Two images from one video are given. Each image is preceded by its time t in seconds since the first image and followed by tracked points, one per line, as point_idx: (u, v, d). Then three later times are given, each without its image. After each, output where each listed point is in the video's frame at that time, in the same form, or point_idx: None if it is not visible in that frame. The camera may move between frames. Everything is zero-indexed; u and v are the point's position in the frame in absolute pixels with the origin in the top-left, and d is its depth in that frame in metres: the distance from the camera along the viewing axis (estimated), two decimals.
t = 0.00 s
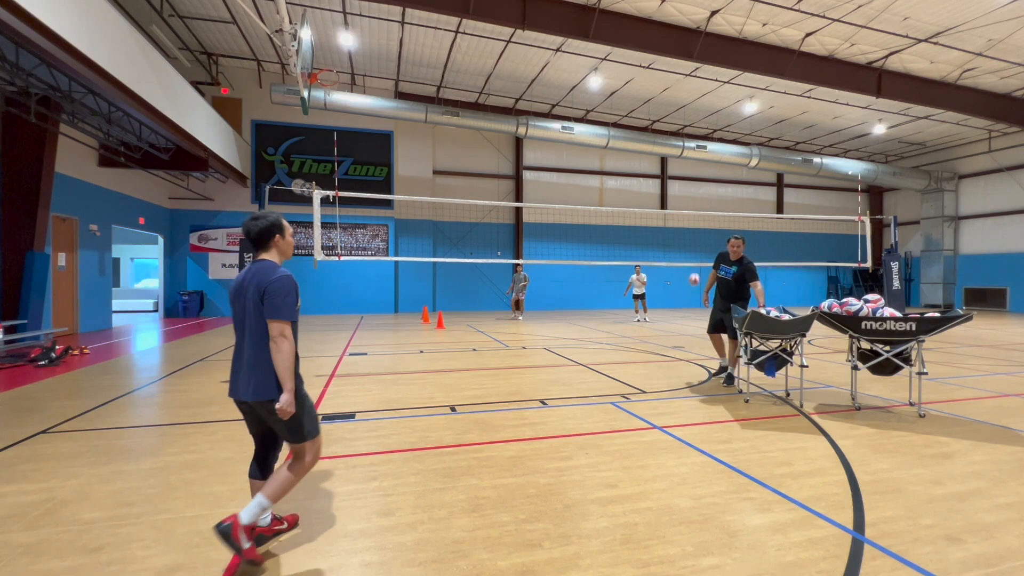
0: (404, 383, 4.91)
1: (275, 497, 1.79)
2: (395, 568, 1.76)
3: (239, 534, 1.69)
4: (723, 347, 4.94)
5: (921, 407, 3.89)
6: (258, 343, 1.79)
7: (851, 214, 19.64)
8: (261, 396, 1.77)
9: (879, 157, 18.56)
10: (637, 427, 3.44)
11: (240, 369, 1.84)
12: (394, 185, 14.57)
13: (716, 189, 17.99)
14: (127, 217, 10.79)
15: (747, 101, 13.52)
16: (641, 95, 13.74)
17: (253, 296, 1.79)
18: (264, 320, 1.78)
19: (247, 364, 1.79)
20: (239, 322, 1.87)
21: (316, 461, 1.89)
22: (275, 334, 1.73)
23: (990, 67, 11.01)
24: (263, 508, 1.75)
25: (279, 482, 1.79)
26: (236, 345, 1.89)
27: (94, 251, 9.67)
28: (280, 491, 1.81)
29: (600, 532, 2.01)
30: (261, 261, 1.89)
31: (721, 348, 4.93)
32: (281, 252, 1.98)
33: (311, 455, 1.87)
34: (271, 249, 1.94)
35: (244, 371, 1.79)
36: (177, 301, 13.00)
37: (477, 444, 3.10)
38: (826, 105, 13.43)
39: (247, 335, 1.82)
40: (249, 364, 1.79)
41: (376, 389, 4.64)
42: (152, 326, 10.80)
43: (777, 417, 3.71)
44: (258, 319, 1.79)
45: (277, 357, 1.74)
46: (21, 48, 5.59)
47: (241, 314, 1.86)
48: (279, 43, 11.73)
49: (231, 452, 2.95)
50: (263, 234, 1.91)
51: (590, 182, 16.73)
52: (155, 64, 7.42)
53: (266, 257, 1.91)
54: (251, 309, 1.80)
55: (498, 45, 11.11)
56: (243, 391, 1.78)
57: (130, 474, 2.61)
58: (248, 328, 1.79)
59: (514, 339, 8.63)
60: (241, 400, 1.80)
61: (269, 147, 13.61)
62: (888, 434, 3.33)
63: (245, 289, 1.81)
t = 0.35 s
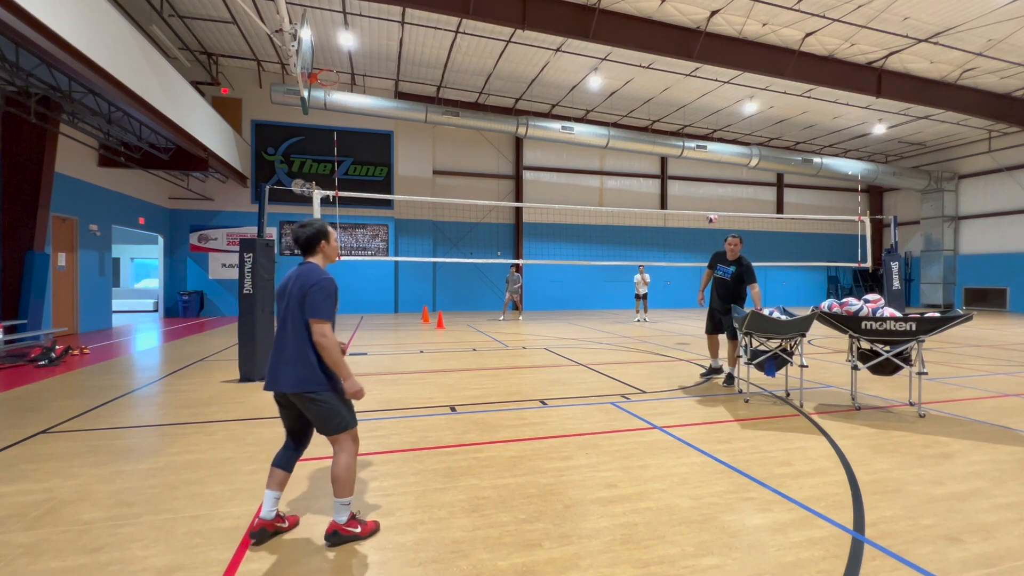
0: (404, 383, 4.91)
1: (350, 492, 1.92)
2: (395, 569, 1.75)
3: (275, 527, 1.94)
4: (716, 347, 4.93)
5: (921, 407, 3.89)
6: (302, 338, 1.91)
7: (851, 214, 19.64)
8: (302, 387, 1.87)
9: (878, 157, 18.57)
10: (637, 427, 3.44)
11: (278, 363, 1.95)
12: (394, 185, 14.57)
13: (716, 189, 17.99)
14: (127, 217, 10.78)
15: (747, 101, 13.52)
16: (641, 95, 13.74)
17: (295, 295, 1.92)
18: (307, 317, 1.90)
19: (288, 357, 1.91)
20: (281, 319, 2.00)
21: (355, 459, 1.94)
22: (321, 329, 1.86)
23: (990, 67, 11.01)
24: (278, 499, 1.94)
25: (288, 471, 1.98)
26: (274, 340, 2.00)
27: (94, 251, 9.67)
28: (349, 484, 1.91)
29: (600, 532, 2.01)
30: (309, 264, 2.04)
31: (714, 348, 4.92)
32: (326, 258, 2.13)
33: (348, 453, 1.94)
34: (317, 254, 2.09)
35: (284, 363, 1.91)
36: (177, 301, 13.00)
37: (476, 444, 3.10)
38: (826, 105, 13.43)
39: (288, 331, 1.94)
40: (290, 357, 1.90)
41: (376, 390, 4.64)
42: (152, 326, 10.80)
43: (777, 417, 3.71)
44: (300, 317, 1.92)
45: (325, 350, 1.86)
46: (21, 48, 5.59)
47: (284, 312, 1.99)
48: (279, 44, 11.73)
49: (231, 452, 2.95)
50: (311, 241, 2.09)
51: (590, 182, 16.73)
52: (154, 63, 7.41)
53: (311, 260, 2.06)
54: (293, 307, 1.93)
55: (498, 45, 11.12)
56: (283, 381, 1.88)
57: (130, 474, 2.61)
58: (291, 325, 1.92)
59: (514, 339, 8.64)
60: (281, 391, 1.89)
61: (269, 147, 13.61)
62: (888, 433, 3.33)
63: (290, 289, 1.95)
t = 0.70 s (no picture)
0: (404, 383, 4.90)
1: (359, 493, 1.93)
2: (395, 569, 1.75)
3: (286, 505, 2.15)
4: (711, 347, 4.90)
5: (921, 407, 3.89)
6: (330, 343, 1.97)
7: (851, 214, 19.64)
8: (322, 387, 1.94)
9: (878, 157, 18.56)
10: (637, 427, 3.44)
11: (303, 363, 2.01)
12: (394, 185, 14.57)
13: (716, 189, 17.99)
14: (127, 217, 10.78)
15: (747, 101, 13.53)
16: (641, 95, 13.74)
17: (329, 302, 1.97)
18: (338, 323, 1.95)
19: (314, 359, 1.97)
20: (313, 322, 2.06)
21: (370, 461, 1.97)
22: (350, 337, 1.90)
23: (990, 67, 11.00)
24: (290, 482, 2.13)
25: (302, 460, 2.14)
26: (302, 337, 2.08)
27: (94, 251, 9.67)
28: (359, 485, 1.94)
29: (600, 532, 2.01)
30: (347, 275, 2.08)
31: (709, 349, 4.89)
32: (365, 270, 2.16)
33: (365, 454, 1.98)
34: (357, 266, 2.13)
35: (309, 364, 1.97)
36: (177, 301, 13.01)
37: (476, 444, 3.10)
38: (826, 105, 13.43)
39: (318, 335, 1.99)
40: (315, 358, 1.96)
41: (376, 390, 4.64)
42: (152, 326, 10.81)
43: (777, 417, 3.71)
44: (333, 323, 1.97)
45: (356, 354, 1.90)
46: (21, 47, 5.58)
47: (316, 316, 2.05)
48: (279, 43, 11.73)
49: (231, 452, 2.95)
50: (351, 254, 2.13)
51: (590, 182, 16.73)
52: (154, 63, 7.41)
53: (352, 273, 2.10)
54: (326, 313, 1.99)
55: (498, 45, 11.11)
56: (303, 379, 1.95)
57: (130, 474, 2.61)
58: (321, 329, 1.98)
59: (514, 339, 8.64)
60: (302, 390, 1.96)
61: (269, 147, 13.61)
62: (888, 433, 3.33)
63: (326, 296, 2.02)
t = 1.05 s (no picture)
0: (403, 383, 4.90)
1: (373, 486, 1.96)
2: (395, 569, 1.75)
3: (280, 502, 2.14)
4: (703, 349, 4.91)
5: (921, 407, 3.88)
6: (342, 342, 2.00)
7: (851, 214, 19.64)
8: (333, 386, 1.97)
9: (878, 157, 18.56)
10: (637, 427, 3.44)
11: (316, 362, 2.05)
12: (394, 185, 14.57)
13: (716, 189, 17.99)
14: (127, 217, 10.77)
15: (747, 101, 13.53)
16: (641, 95, 13.74)
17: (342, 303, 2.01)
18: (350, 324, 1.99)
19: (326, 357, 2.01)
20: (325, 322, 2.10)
21: (383, 454, 2.00)
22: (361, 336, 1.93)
23: (990, 67, 11.00)
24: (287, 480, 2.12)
25: (303, 458, 2.14)
26: (314, 336, 2.12)
27: (94, 251, 9.67)
28: (373, 478, 1.98)
29: (600, 532, 2.01)
30: (358, 277, 2.11)
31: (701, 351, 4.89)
32: (376, 272, 2.19)
33: (378, 448, 2.01)
34: (369, 269, 2.15)
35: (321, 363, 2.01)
36: (177, 301, 13.00)
37: (476, 444, 3.10)
38: (826, 105, 13.43)
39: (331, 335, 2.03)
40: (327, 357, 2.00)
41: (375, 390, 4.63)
42: (152, 326, 10.81)
43: (778, 417, 3.71)
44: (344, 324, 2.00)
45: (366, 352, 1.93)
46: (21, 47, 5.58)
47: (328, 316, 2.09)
48: (279, 44, 11.73)
49: (231, 452, 2.95)
50: (362, 257, 2.14)
51: (590, 182, 16.73)
52: (154, 63, 7.40)
53: (362, 274, 2.12)
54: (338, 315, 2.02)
55: (498, 45, 11.12)
56: (315, 377, 1.99)
57: (129, 474, 2.61)
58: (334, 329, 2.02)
59: (514, 339, 8.64)
60: (315, 387, 1.99)
61: (269, 147, 13.61)
62: (888, 433, 3.33)
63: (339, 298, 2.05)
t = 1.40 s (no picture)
0: (403, 383, 4.90)
1: (380, 482, 2.00)
2: (395, 568, 1.75)
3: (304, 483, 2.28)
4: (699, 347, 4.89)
5: (921, 407, 3.88)
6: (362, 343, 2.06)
7: (851, 214, 19.65)
8: (349, 383, 2.02)
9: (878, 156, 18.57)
10: (637, 427, 3.44)
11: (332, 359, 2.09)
12: (394, 185, 14.57)
13: (716, 189, 17.99)
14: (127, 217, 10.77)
15: (747, 101, 13.53)
16: (641, 95, 13.75)
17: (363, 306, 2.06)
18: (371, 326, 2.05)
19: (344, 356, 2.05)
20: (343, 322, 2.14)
21: (393, 452, 2.04)
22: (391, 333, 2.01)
23: (990, 67, 11.01)
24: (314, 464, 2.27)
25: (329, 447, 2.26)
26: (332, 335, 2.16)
27: (94, 251, 9.66)
28: (381, 474, 2.01)
29: (600, 532, 2.01)
30: (379, 281, 2.15)
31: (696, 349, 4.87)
32: (395, 277, 2.22)
33: (388, 445, 2.05)
34: (388, 273, 2.19)
35: (338, 361, 2.05)
36: (177, 301, 13.00)
37: (476, 444, 3.10)
38: (826, 105, 13.44)
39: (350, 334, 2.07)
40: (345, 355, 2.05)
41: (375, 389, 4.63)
42: (152, 326, 10.81)
43: (778, 417, 3.71)
44: (365, 325, 2.05)
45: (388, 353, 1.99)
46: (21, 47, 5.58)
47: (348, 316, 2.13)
48: (279, 44, 11.73)
49: (231, 452, 2.95)
50: (382, 263, 2.17)
51: (590, 182, 16.73)
52: (154, 63, 7.40)
53: (382, 279, 2.16)
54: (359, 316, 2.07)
55: (498, 45, 11.12)
56: (330, 373, 2.04)
57: (129, 474, 2.61)
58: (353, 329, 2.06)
59: (513, 339, 8.64)
60: (331, 384, 2.03)
61: (269, 147, 13.61)
62: (888, 433, 3.33)
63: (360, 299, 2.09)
